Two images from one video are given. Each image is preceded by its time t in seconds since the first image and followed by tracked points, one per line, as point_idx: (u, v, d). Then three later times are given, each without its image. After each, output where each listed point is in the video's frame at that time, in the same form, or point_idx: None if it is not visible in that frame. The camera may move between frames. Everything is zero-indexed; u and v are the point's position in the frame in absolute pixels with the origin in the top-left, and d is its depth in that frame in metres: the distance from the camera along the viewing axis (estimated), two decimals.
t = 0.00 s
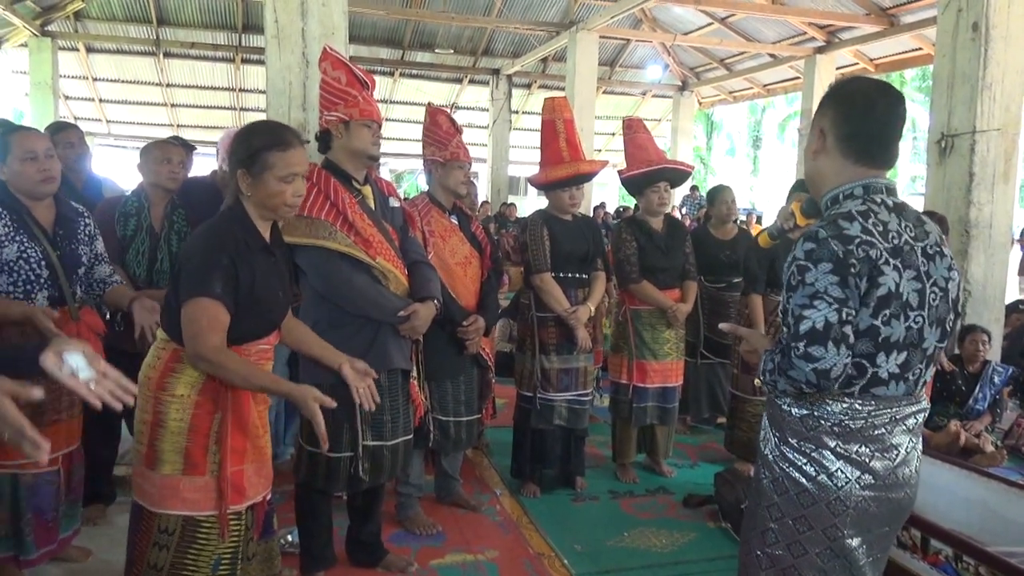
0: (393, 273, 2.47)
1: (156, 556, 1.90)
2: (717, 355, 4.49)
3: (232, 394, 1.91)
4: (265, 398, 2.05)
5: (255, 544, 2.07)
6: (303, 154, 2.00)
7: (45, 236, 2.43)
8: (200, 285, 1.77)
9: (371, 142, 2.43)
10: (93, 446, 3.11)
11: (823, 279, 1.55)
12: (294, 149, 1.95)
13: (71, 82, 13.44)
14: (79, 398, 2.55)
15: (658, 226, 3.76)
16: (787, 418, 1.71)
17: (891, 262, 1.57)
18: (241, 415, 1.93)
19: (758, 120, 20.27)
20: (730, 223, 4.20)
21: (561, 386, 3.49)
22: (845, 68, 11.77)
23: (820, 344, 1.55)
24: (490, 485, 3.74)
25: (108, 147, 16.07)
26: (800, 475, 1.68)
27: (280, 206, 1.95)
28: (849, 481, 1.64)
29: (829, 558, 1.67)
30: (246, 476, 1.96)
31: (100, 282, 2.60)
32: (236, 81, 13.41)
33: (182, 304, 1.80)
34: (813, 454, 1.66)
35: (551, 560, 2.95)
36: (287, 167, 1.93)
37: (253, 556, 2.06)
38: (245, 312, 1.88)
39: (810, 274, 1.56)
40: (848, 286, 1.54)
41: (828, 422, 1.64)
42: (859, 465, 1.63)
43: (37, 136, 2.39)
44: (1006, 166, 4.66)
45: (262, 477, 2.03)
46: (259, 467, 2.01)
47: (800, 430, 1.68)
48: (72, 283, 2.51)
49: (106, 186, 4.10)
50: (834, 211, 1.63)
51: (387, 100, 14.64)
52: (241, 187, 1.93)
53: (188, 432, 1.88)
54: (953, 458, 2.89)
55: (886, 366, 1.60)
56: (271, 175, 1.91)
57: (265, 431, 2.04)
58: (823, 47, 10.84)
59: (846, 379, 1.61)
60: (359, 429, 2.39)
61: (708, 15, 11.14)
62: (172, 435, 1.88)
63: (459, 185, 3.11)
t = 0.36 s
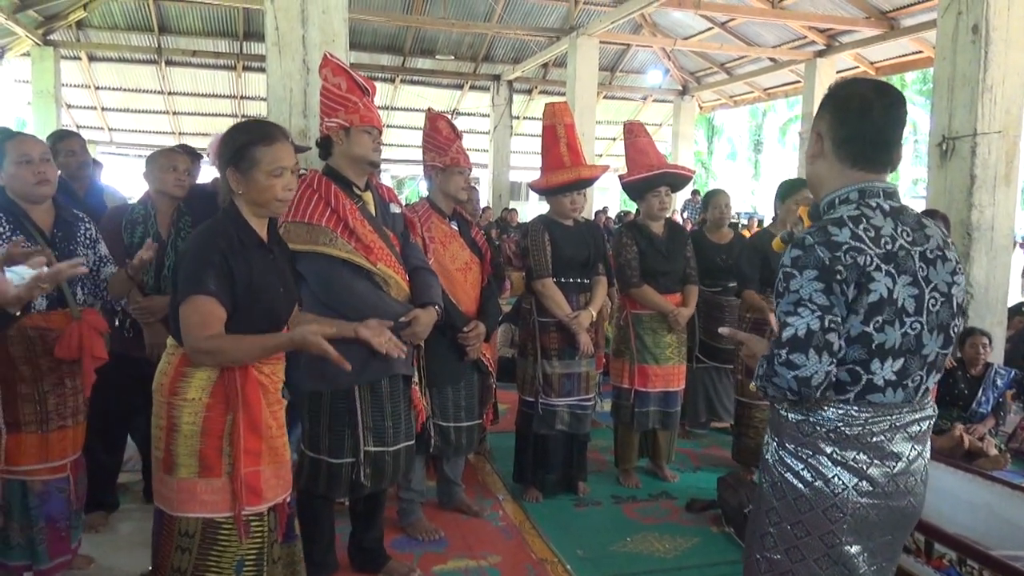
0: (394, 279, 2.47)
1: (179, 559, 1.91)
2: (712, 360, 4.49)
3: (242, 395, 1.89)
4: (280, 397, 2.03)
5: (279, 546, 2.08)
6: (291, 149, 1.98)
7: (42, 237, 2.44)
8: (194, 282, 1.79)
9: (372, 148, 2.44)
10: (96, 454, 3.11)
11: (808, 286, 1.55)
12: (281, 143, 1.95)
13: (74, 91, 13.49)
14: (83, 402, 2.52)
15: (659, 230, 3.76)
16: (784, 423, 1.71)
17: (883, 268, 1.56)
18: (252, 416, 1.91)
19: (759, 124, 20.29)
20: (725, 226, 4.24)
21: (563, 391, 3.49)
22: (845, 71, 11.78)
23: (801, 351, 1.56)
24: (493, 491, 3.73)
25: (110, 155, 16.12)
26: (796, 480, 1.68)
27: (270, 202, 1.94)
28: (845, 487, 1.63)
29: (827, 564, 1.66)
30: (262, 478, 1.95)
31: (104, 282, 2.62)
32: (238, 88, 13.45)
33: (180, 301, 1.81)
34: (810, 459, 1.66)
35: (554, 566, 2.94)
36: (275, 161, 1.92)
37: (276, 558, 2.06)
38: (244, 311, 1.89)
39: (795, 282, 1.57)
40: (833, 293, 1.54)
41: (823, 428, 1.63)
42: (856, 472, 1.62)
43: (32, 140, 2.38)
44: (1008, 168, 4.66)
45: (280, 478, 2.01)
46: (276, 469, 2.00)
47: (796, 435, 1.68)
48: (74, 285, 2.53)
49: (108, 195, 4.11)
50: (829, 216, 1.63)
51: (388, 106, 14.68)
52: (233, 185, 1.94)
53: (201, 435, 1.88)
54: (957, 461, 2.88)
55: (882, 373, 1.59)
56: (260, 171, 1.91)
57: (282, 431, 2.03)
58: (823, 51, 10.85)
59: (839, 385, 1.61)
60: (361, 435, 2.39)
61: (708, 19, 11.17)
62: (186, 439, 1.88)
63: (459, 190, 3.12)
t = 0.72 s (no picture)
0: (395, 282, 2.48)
1: (201, 559, 1.92)
2: (706, 361, 4.50)
3: (252, 393, 1.88)
4: (293, 395, 2.03)
5: (300, 545, 2.08)
6: (285, 147, 1.98)
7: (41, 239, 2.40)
8: (192, 279, 1.80)
9: (372, 152, 2.44)
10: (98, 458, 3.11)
11: (791, 288, 1.56)
12: (275, 141, 1.95)
13: (74, 96, 13.52)
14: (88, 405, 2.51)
15: (659, 233, 3.76)
16: (780, 426, 1.72)
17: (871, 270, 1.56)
18: (264, 413, 1.90)
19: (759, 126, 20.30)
20: (720, 228, 4.26)
21: (564, 393, 3.49)
22: (845, 73, 11.79)
23: (782, 353, 1.57)
24: (495, 494, 3.73)
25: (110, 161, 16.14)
26: (792, 482, 1.68)
27: (266, 201, 1.94)
28: (841, 489, 1.63)
29: (822, 567, 1.65)
30: (277, 476, 1.94)
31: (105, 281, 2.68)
32: (238, 93, 13.48)
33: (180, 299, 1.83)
34: (806, 461, 1.66)
35: (556, 568, 2.93)
36: (269, 159, 1.91)
37: (298, 557, 2.06)
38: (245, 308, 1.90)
39: (779, 283, 1.58)
40: (817, 295, 1.55)
41: (817, 430, 1.64)
42: (851, 476, 1.62)
43: (31, 145, 2.36)
44: (1007, 168, 4.67)
45: (296, 477, 2.00)
46: (291, 466, 1.99)
47: (792, 436, 1.68)
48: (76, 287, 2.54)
49: (109, 200, 4.12)
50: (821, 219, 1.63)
51: (388, 110, 14.70)
52: (229, 184, 1.94)
53: (213, 435, 1.88)
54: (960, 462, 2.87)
55: (874, 376, 1.58)
56: (254, 169, 1.90)
57: (296, 429, 2.02)
58: (823, 53, 10.87)
59: (830, 387, 1.61)
60: (362, 438, 2.39)
61: (707, 21, 11.19)
62: (200, 439, 1.88)
63: (459, 193, 3.12)
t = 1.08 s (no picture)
0: (395, 284, 2.49)
1: (206, 558, 1.92)
2: (709, 363, 4.47)
3: (256, 393, 1.88)
4: (298, 395, 2.02)
5: (305, 545, 2.06)
6: (285, 149, 1.98)
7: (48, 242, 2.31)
8: (192, 279, 1.82)
9: (373, 153, 2.44)
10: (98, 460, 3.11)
11: (772, 292, 1.59)
12: (273, 142, 1.94)
13: (74, 98, 13.52)
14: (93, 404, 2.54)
15: (659, 235, 3.76)
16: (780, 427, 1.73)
17: (857, 273, 1.56)
18: (267, 412, 1.90)
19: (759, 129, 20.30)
20: (719, 230, 4.26)
21: (564, 395, 3.49)
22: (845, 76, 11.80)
23: (758, 355, 1.61)
24: (495, 496, 3.73)
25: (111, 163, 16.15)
26: (790, 483, 1.69)
27: (266, 202, 1.93)
28: (837, 491, 1.63)
29: (821, 568, 1.66)
30: (281, 476, 1.93)
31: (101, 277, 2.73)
32: (238, 95, 13.49)
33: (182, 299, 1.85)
34: (803, 463, 1.67)
35: (556, 570, 2.93)
36: (268, 161, 1.91)
37: (302, 557, 2.05)
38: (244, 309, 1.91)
39: (761, 287, 1.61)
40: (797, 298, 1.57)
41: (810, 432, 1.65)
42: (847, 478, 1.62)
43: (30, 147, 2.37)
44: (1008, 171, 4.67)
45: (300, 477, 1.99)
46: (295, 467, 1.98)
47: (790, 437, 1.70)
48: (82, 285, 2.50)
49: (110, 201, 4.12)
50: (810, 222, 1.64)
51: (389, 112, 14.71)
52: (229, 186, 1.94)
53: (218, 434, 1.89)
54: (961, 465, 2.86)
55: (865, 379, 1.59)
56: (253, 170, 1.90)
57: (301, 430, 2.01)
58: (823, 55, 10.87)
59: (822, 389, 1.63)
60: (363, 439, 2.39)
61: (708, 24, 11.21)
62: (205, 439, 1.89)
63: (460, 195, 3.12)
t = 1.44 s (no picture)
0: (396, 284, 2.48)
1: (203, 556, 1.91)
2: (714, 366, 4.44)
3: (256, 392, 1.88)
4: (299, 395, 2.02)
5: (301, 545, 2.06)
6: (288, 148, 1.97)
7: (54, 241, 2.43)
8: (192, 277, 1.83)
9: (375, 153, 2.44)
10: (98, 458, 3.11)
11: (758, 291, 1.62)
12: (276, 142, 1.94)
13: (76, 96, 13.53)
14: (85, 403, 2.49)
15: (660, 237, 3.76)
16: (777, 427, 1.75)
17: (845, 273, 1.57)
18: (266, 411, 1.90)
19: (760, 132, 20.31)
20: (726, 232, 4.28)
21: (564, 397, 3.49)
22: (847, 79, 11.80)
23: (741, 351, 1.63)
24: (494, 497, 3.72)
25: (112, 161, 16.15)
26: (786, 482, 1.71)
27: (268, 201, 1.93)
28: (829, 491, 1.63)
29: (816, 567, 1.66)
30: (279, 475, 1.93)
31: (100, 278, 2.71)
32: (240, 94, 13.49)
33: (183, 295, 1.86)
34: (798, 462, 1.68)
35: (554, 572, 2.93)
36: (271, 160, 1.90)
37: (298, 557, 2.04)
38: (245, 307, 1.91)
39: (748, 286, 1.65)
40: (783, 297, 1.60)
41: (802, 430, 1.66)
42: (839, 477, 1.62)
43: (33, 145, 2.37)
44: (1009, 176, 4.67)
45: (299, 478, 1.99)
46: (294, 466, 1.97)
47: (785, 436, 1.72)
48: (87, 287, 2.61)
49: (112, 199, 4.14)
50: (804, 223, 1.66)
51: (390, 112, 14.72)
52: (232, 185, 1.94)
53: (217, 432, 1.89)
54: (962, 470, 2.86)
55: (856, 378, 1.59)
56: (255, 168, 1.90)
57: (301, 430, 2.01)
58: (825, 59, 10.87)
59: (814, 387, 1.64)
60: (362, 439, 2.39)
61: (710, 27, 11.23)
62: (204, 437, 1.90)
63: (461, 196, 3.12)
